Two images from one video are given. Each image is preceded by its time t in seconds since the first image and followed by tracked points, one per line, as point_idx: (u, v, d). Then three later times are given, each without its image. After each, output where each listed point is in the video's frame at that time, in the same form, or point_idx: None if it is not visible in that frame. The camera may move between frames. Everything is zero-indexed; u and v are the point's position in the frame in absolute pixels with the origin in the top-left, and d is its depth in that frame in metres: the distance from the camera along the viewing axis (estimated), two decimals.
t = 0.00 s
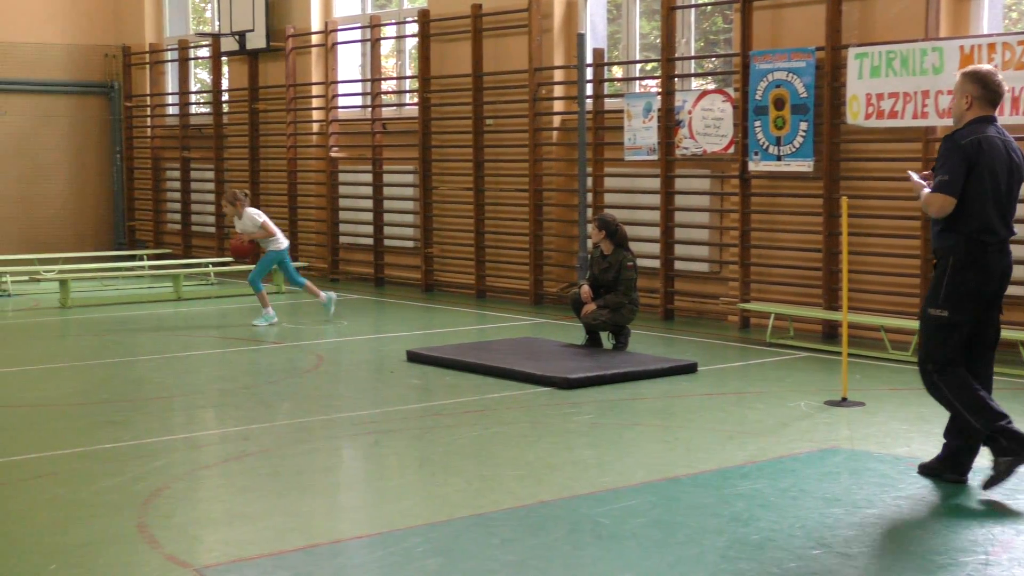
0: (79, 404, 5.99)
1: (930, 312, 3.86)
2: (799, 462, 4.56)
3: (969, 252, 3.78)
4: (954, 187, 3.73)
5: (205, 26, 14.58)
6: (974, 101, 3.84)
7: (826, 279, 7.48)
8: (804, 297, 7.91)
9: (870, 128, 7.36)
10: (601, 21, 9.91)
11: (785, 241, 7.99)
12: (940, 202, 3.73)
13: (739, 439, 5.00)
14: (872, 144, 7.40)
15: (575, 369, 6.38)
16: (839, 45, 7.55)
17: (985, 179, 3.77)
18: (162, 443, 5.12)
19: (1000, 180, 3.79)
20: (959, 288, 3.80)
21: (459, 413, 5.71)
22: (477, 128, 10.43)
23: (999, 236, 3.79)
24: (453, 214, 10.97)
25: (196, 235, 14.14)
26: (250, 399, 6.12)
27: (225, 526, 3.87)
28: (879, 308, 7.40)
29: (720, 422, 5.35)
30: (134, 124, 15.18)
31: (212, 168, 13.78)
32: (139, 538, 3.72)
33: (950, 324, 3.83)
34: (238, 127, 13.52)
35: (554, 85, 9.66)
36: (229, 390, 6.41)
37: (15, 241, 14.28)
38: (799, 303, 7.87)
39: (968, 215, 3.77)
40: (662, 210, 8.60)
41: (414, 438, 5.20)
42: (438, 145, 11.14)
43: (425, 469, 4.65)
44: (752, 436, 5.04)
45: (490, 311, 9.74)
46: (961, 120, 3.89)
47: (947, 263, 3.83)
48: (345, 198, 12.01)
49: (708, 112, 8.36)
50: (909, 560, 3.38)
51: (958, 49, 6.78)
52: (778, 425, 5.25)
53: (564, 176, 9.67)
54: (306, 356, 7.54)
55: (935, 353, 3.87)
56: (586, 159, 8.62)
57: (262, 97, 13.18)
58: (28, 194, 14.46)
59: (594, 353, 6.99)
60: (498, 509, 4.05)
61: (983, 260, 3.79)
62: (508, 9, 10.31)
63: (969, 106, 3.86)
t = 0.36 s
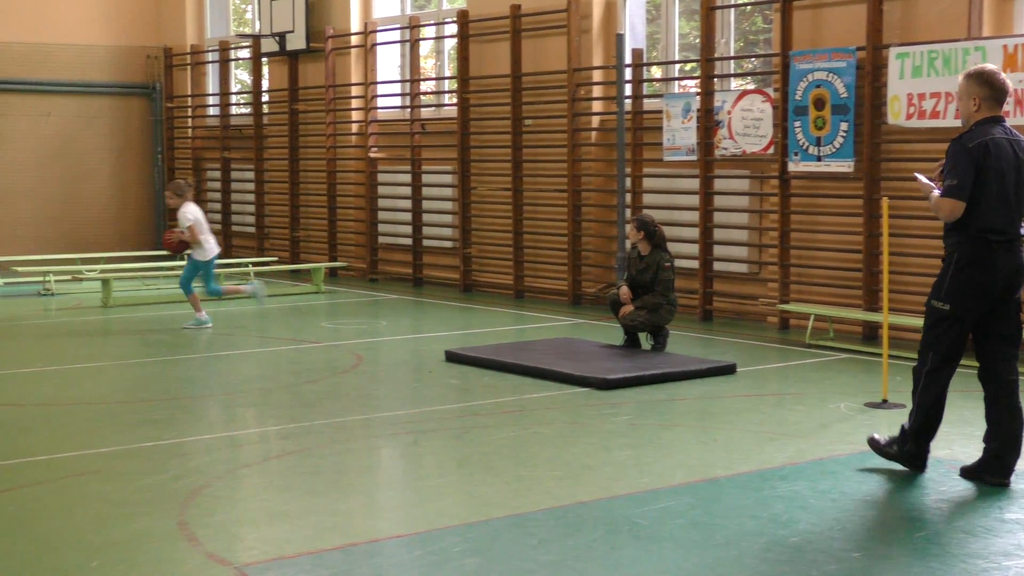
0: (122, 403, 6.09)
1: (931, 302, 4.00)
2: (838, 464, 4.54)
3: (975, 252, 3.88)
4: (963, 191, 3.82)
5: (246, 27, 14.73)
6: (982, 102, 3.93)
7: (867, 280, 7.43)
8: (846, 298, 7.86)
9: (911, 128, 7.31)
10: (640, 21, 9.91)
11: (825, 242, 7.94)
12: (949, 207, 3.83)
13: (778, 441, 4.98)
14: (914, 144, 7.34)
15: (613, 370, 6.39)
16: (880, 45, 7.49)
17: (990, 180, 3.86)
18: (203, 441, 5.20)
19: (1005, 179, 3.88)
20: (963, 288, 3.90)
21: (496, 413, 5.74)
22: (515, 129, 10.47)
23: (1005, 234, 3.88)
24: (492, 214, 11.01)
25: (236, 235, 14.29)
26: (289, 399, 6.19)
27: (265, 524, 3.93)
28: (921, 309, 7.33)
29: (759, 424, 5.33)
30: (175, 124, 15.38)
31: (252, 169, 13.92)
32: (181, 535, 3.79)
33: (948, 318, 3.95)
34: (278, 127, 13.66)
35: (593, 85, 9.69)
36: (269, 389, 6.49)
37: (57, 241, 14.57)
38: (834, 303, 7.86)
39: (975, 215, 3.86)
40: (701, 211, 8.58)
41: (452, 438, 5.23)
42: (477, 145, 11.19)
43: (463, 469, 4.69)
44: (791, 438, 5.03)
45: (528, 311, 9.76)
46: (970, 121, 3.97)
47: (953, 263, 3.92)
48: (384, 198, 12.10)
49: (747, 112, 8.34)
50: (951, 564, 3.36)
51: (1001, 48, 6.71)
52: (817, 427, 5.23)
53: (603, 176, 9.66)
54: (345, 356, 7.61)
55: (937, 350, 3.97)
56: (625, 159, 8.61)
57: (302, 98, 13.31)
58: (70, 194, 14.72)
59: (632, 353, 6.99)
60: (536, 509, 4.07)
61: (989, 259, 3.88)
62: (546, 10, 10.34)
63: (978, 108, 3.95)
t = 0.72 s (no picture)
0: (160, 401, 6.19)
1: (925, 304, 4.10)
2: (876, 466, 4.52)
3: (961, 257, 3.97)
4: (945, 202, 3.89)
5: (283, 28, 14.86)
6: (965, 111, 3.97)
7: (904, 282, 7.38)
8: (883, 299, 7.80)
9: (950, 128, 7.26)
10: (677, 21, 9.89)
11: (862, 242, 7.90)
12: (931, 219, 3.90)
13: (814, 443, 4.97)
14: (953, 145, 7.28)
15: (649, 371, 6.40)
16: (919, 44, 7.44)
17: (975, 184, 3.93)
18: (239, 440, 5.28)
19: (990, 182, 3.95)
20: (954, 293, 3.99)
21: (531, 413, 5.77)
22: (551, 129, 10.49)
23: (991, 235, 3.97)
24: (527, 215, 11.04)
25: (273, 234, 14.43)
26: (324, 399, 6.26)
27: (300, 523, 3.99)
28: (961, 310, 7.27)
29: (795, 425, 5.32)
30: (212, 124, 15.55)
31: (288, 169, 14.04)
32: (218, 533, 3.85)
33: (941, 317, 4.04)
34: (315, 128, 13.78)
35: (629, 86, 9.69)
36: (305, 389, 6.56)
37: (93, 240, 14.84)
38: (860, 305, 7.87)
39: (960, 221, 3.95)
40: (738, 211, 8.55)
41: (487, 439, 5.27)
42: (512, 145, 11.22)
43: (498, 469, 4.72)
44: (827, 439, 5.01)
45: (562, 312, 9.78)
46: (954, 131, 4.00)
47: (940, 268, 4.02)
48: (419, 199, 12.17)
49: (784, 113, 8.31)
50: (989, 567, 3.34)
51: None
52: (854, 428, 5.20)
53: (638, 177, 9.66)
54: (380, 356, 7.67)
55: (932, 351, 4.10)
56: (661, 159, 8.60)
57: (338, 98, 13.42)
58: (109, 194, 14.97)
59: (667, 354, 7.00)
60: (571, 510, 4.09)
61: (976, 260, 3.97)
62: (582, 10, 10.35)
63: (961, 117, 3.99)
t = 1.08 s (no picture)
0: (187, 401, 6.26)
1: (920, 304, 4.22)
2: (903, 467, 4.50)
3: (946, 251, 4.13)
4: (928, 198, 4.05)
5: (310, 29, 14.93)
6: (946, 107, 4.16)
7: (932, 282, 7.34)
8: (912, 300, 7.75)
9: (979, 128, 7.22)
10: (703, 21, 9.88)
11: (889, 243, 7.86)
12: (915, 214, 4.06)
13: (841, 444, 4.95)
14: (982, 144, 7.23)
15: (675, 372, 6.40)
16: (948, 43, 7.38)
17: (957, 180, 4.09)
18: (265, 440, 5.33)
19: (971, 176, 4.11)
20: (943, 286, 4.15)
21: (556, 414, 5.78)
22: (577, 129, 10.50)
23: (975, 229, 4.13)
24: (553, 215, 11.05)
25: (300, 235, 14.51)
26: (350, 398, 6.30)
27: (325, 522, 4.03)
28: (990, 311, 7.21)
29: (822, 426, 5.30)
30: (239, 125, 15.67)
31: (315, 170, 14.11)
32: (244, 532, 3.90)
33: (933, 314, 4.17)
34: (342, 129, 13.84)
35: (655, 86, 9.68)
36: (330, 389, 6.60)
37: (121, 239, 15.01)
38: (886, 306, 7.82)
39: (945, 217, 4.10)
40: (764, 212, 8.53)
41: (512, 439, 5.29)
42: (538, 145, 11.24)
43: (523, 469, 4.74)
44: (854, 441, 4.99)
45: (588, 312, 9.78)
46: (938, 126, 4.19)
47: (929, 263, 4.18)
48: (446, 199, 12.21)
49: (811, 112, 8.28)
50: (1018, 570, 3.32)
51: None
52: (881, 429, 5.18)
53: (664, 176, 9.64)
54: (406, 356, 7.71)
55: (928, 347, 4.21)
56: (687, 159, 8.60)
57: (365, 99, 13.49)
58: (136, 193, 15.14)
59: (692, 355, 6.99)
60: (596, 510, 4.11)
61: (960, 256, 4.13)
62: (609, 10, 10.35)
63: (944, 112, 4.17)
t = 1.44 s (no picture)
0: (207, 400, 6.31)
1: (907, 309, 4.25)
2: (924, 469, 4.49)
3: (936, 255, 4.15)
4: (922, 201, 4.06)
5: (329, 29, 14.98)
6: (925, 112, 4.19)
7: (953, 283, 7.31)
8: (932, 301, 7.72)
9: (1001, 128, 7.18)
10: (723, 22, 9.87)
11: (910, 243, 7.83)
12: (911, 216, 4.05)
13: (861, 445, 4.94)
14: (1005, 145, 7.19)
15: (694, 373, 6.39)
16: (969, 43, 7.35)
17: (948, 186, 4.11)
18: (285, 440, 5.37)
19: (961, 182, 4.14)
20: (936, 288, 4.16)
21: (575, 414, 5.80)
22: (596, 130, 10.50)
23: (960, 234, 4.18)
24: (572, 216, 11.06)
25: (319, 235, 14.57)
26: (369, 399, 6.34)
27: (345, 522, 4.06)
28: (1011, 313, 7.18)
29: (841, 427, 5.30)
30: (258, 126, 15.75)
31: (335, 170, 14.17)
32: (264, 532, 3.93)
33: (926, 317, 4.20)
34: (361, 129, 13.89)
35: (674, 86, 9.68)
36: (350, 389, 6.64)
37: (141, 239, 15.14)
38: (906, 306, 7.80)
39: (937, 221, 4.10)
40: (784, 212, 8.52)
41: (531, 439, 5.31)
42: (558, 146, 11.25)
43: (541, 470, 4.75)
44: (875, 442, 4.98)
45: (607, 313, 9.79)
46: (916, 133, 4.23)
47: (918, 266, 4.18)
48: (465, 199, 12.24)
49: (832, 113, 8.28)
50: None
51: None
52: (901, 431, 5.17)
53: (683, 177, 9.63)
54: (425, 356, 7.74)
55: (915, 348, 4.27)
56: (707, 160, 8.60)
57: (384, 99, 13.54)
58: (156, 194, 15.27)
59: (711, 356, 6.99)
60: (615, 511, 4.12)
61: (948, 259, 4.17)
62: (629, 11, 10.35)
63: (921, 119, 4.21)
